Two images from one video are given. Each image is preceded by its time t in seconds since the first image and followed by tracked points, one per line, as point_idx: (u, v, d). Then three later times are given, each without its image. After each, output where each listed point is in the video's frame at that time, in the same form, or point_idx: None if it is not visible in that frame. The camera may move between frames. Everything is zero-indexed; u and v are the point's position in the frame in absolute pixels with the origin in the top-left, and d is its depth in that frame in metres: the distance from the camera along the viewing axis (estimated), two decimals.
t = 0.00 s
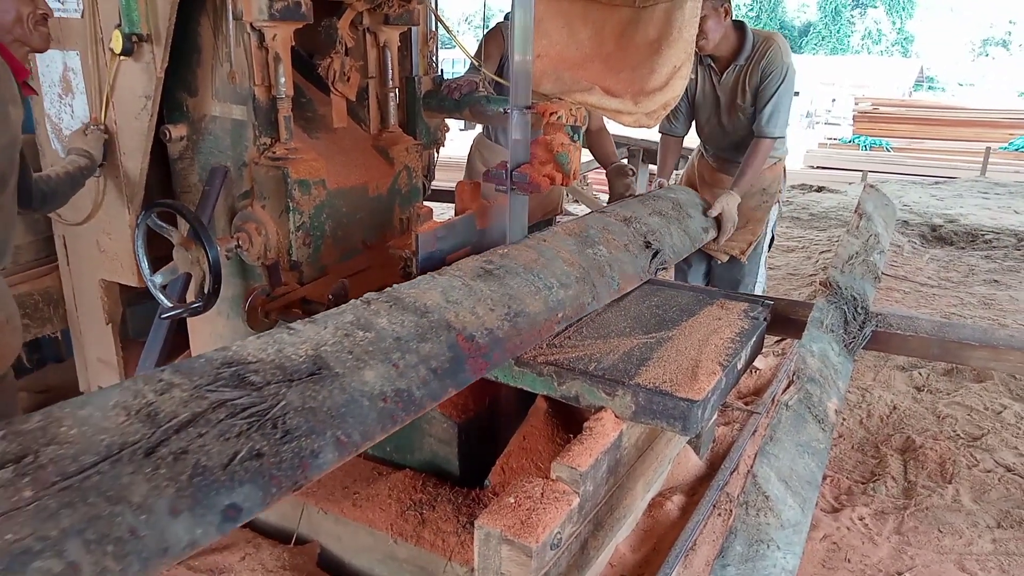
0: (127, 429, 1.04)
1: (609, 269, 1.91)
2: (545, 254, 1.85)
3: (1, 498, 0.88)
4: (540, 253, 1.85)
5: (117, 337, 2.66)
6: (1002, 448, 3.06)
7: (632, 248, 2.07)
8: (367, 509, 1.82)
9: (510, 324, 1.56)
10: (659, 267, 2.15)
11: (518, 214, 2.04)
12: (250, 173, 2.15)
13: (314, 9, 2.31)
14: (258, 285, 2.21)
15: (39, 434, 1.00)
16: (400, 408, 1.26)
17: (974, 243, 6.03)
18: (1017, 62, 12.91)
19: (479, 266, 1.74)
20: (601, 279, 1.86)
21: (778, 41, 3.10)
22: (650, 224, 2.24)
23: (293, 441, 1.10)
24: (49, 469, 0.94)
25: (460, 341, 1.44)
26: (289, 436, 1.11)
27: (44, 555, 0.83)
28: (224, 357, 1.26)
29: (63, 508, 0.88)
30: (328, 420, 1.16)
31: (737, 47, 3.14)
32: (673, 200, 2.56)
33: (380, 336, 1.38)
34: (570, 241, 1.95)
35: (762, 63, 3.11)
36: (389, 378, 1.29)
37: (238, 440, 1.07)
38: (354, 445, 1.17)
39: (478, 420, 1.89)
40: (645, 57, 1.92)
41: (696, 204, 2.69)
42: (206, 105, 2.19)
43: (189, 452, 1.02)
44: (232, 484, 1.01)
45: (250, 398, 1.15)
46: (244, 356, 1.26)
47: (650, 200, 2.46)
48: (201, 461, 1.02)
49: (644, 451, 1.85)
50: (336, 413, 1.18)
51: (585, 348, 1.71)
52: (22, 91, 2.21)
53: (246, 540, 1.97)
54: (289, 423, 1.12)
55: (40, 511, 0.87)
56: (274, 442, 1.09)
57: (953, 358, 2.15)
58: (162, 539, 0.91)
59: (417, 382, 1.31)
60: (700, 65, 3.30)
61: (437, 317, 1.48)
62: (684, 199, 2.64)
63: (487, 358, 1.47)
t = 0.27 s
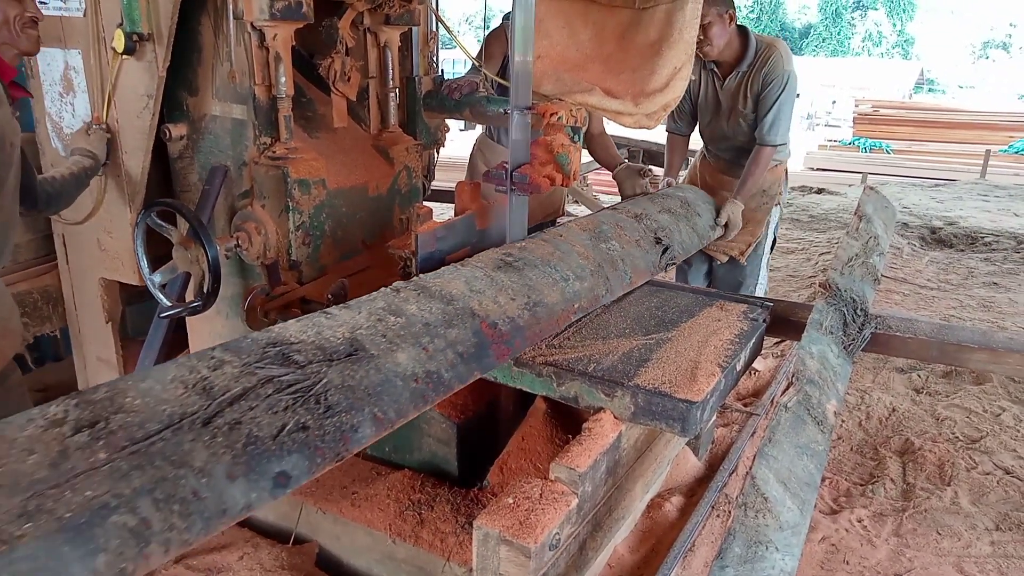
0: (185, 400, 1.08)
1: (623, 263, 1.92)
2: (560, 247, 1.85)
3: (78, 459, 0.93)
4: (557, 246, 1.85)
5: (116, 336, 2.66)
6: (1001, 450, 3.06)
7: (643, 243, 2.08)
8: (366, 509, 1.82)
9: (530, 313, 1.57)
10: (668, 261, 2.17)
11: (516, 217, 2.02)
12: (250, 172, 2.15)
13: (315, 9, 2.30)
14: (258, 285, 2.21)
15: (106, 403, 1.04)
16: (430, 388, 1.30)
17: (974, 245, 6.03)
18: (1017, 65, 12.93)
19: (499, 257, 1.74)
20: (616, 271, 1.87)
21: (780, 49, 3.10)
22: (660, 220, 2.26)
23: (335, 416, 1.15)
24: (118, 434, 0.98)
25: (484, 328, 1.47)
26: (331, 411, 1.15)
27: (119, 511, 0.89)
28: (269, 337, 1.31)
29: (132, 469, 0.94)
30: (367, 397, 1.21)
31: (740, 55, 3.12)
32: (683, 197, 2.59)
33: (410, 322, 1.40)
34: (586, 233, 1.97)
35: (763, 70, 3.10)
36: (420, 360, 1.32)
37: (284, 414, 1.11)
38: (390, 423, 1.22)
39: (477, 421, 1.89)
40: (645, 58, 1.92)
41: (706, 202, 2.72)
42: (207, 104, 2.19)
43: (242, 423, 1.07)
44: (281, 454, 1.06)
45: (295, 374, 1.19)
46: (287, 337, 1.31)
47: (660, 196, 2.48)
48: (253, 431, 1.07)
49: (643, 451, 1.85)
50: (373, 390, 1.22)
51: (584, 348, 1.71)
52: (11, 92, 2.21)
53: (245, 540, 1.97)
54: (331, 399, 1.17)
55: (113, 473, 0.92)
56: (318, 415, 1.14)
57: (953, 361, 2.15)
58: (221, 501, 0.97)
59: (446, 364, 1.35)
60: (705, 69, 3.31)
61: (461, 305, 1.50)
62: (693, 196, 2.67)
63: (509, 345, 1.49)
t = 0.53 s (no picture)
0: (222, 379, 1.17)
1: (632, 255, 1.98)
2: (572, 240, 1.91)
3: (128, 432, 1.01)
4: (569, 239, 1.91)
5: (117, 332, 2.66)
6: (1001, 449, 3.06)
7: (652, 236, 2.14)
8: (366, 505, 1.83)
9: (545, 302, 1.63)
10: (675, 255, 2.23)
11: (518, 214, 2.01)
12: (251, 168, 2.15)
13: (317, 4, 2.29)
14: (259, 281, 2.21)
15: (150, 381, 1.13)
16: (451, 371, 1.37)
17: (975, 244, 6.03)
18: (1020, 63, 12.89)
19: (514, 248, 1.80)
20: (626, 264, 1.93)
21: (784, 52, 3.15)
22: (668, 215, 2.32)
23: (362, 397, 1.22)
24: (163, 410, 1.07)
25: (501, 317, 1.53)
26: (358, 392, 1.22)
27: (166, 481, 0.97)
28: (299, 322, 1.38)
29: (177, 443, 1.02)
30: (391, 380, 1.28)
31: (743, 58, 3.16)
32: (689, 192, 2.62)
33: (430, 309, 1.46)
34: (597, 227, 2.03)
35: (767, 74, 3.15)
36: (441, 345, 1.39)
37: (314, 395, 1.19)
38: (413, 405, 1.28)
39: (477, 418, 1.89)
40: (647, 56, 1.92)
41: (713, 197, 2.76)
42: (208, 99, 2.19)
43: (276, 402, 1.15)
44: (313, 432, 1.14)
45: (323, 357, 1.27)
46: (316, 322, 1.38)
47: (667, 192, 2.52)
48: (287, 410, 1.15)
49: (644, 449, 1.85)
50: (397, 373, 1.29)
51: (585, 346, 1.71)
52: None
53: (245, 535, 1.97)
54: (359, 380, 1.24)
55: (159, 446, 1.01)
56: (347, 396, 1.21)
57: (953, 359, 2.15)
58: (259, 474, 1.05)
59: (465, 350, 1.41)
60: (710, 70, 3.35)
61: (479, 294, 1.55)
62: (701, 190, 2.72)
63: (525, 333, 1.55)
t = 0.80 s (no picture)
0: (250, 369, 1.19)
1: (638, 251, 2.03)
2: (580, 237, 1.95)
3: (164, 418, 1.04)
4: (577, 235, 1.94)
5: (114, 331, 2.66)
6: (999, 449, 3.06)
7: (655, 233, 2.17)
8: (365, 505, 1.82)
9: (555, 297, 1.66)
10: (681, 251, 2.29)
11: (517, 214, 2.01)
12: (250, 168, 2.14)
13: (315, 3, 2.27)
14: (257, 280, 2.20)
15: (183, 370, 1.16)
16: (467, 363, 1.39)
17: (973, 244, 6.03)
18: (1019, 63, 12.91)
19: (524, 244, 1.84)
20: (632, 260, 1.98)
21: (783, 53, 3.15)
22: (671, 213, 2.35)
23: (383, 385, 1.24)
24: (197, 398, 1.09)
25: (513, 310, 1.55)
26: (379, 382, 1.24)
27: (203, 464, 0.99)
28: (321, 314, 1.41)
29: (211, 428, 1.04)
30: (411, 369, 1.29)
31: (742, 59, 3.17)
32: (691, 191, 2.68)
33: (445, 302, 1.48)
34: (604, 225, 2.06)
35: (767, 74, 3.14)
36: (457, 338, 1.40)
37: (337, 384, 1.20)
38: (432, 395, 1.30)
39: (476, 419, 1.89)
40: (646, 56, 1.92)
41: (714, 196, 2.80)
42: (206, 99, 2.18)
43: (302, 390, 1.17)
44: (338, 419, 1.16)
45: (345, 348, 1.29)
46: (336, 314, 1.40)
47: (670, 190, 2.57)
48: (312, 399, 1.16)
49: (643, 449, 1.85)
50: (416, 363, 1.31)
51: (584, 345, 1.71)
52: None
53: (243, 536, 1.97)
54: (380, 370, 1.26)
55: (194, 431, 1.03)
56: (368, 385, 1.23)
57: (952, 359, 2.16)
58: (289, 459, 1.07)
59: (480, 343, 1.43)
60: (709, 71, 3.36)
61: (491, 288, 1.58)
62: (702, 189, 2.76)
63: (536, 326, 1.58)
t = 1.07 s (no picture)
0: (284, 352, 1.22)
1: (646, 247, 2.03)
2: (589, 230, 1.95)
3: (209, 395, 1.07)
4: (586, 230, 1.94)
5: (111, 330, 2.66)
6: (995, 449, 3.06)
7: (663, 228, 2.18)
8: (362, 504, 1.82)
9: (567, 289, 1.68)
10: (686, 247, 2.28)
11: (514, 213, 2.00)
12: (247, 166, 2.13)
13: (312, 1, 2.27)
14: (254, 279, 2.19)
15: (223, 351, 1.19)
16: (485, 350, 1.42)
17: (971, 245, 6.04)
18: (1017, 64, 12.92)
19: (537, 238, 1.83)
20: (640, 255, 1.98)
21: (781, 55, 3.16)
22: (677, 209, 2.37)
23: (408, 369, 1.27)
24: (238, 376, 1.13)
25: (528, 301, 1.57)
26: (405, 366, 1.27)
27: (245, 438, 1.04)
28: (347, 302, 1.43)
29: (252, 406, 1.08)
30: (433, 355, 1.33)
31: (741, 61, 3.19)
32: (697, 188, 2.69)
33: (464, 293, 1.50)
34: (612, 221, 2.05)
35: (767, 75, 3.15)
36: (475, 326, 1.43)
37: (364, 367, 1.24)
38: (453, 380, 1.34)
39: (473, 419, 1.88)
40: (644, 56, 1.93)
41: (720, 194, 2.80)
42: (203, 97, 2.18)
43: (333, 371, 1.21)
44: (367, 400, 1.19)
45: (372, 334, 1.32)
46: (363, 302, 1.43)
47: (676, 186, 2.58)
48: (343, 380, 1.20)
49: (640, 448, 1.85)
50: (438, 349, 1.34)
51: (581, 345, 1.70)
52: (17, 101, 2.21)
53: (240, 535, 1.97)
54: (404, 355, 1.29)
55: (237, 408, 1.07)
56: (395, 369, 1.26)
57: (949, 360, 2.16)
58: (323, 436, 1.11)
59: (497, 331, 1.46)
60: (709, 72, 3.37)
61: (506, 279, 1.60)
62: (708, 187, 2.78)
63: (549, 317, 1.60)
